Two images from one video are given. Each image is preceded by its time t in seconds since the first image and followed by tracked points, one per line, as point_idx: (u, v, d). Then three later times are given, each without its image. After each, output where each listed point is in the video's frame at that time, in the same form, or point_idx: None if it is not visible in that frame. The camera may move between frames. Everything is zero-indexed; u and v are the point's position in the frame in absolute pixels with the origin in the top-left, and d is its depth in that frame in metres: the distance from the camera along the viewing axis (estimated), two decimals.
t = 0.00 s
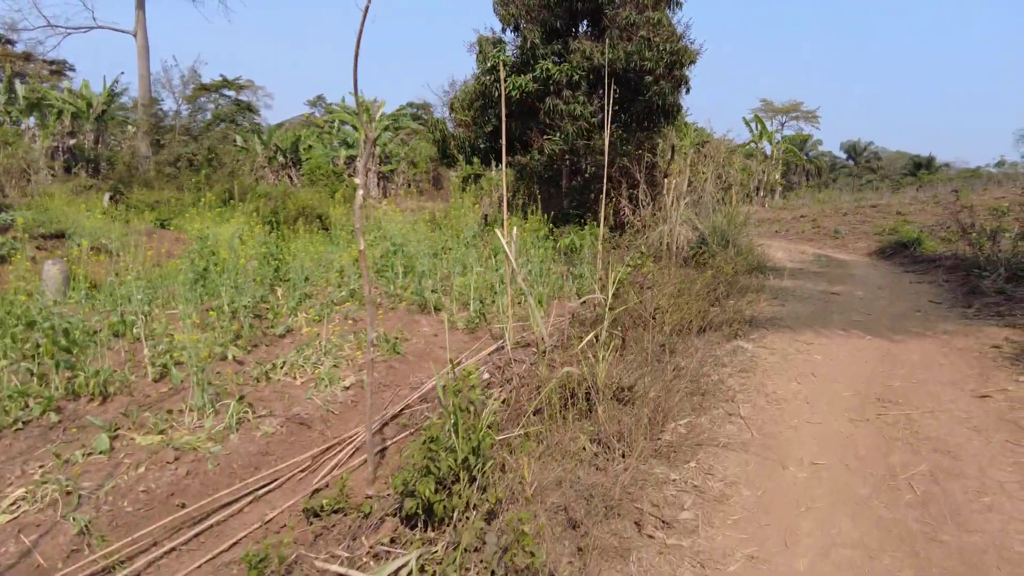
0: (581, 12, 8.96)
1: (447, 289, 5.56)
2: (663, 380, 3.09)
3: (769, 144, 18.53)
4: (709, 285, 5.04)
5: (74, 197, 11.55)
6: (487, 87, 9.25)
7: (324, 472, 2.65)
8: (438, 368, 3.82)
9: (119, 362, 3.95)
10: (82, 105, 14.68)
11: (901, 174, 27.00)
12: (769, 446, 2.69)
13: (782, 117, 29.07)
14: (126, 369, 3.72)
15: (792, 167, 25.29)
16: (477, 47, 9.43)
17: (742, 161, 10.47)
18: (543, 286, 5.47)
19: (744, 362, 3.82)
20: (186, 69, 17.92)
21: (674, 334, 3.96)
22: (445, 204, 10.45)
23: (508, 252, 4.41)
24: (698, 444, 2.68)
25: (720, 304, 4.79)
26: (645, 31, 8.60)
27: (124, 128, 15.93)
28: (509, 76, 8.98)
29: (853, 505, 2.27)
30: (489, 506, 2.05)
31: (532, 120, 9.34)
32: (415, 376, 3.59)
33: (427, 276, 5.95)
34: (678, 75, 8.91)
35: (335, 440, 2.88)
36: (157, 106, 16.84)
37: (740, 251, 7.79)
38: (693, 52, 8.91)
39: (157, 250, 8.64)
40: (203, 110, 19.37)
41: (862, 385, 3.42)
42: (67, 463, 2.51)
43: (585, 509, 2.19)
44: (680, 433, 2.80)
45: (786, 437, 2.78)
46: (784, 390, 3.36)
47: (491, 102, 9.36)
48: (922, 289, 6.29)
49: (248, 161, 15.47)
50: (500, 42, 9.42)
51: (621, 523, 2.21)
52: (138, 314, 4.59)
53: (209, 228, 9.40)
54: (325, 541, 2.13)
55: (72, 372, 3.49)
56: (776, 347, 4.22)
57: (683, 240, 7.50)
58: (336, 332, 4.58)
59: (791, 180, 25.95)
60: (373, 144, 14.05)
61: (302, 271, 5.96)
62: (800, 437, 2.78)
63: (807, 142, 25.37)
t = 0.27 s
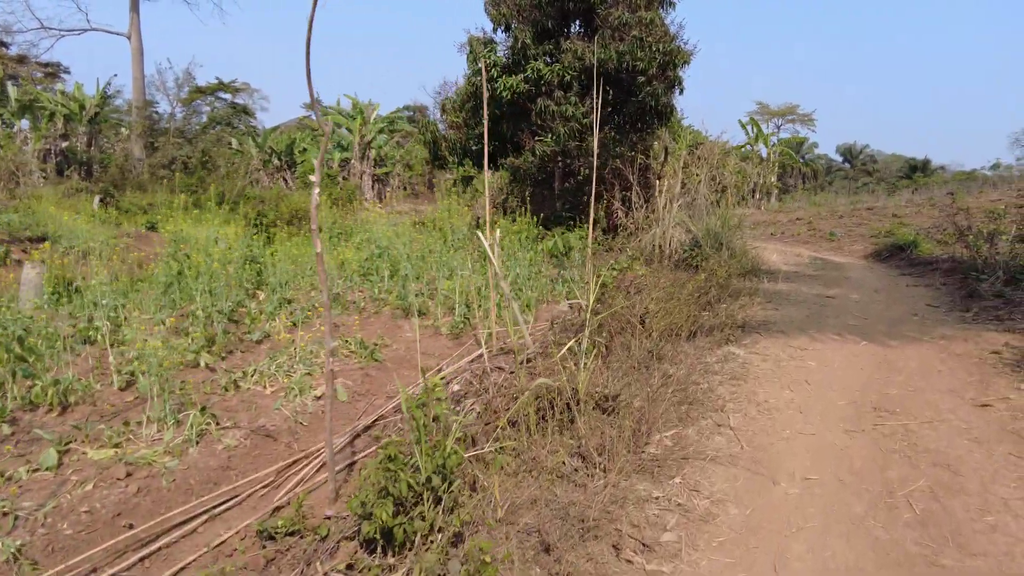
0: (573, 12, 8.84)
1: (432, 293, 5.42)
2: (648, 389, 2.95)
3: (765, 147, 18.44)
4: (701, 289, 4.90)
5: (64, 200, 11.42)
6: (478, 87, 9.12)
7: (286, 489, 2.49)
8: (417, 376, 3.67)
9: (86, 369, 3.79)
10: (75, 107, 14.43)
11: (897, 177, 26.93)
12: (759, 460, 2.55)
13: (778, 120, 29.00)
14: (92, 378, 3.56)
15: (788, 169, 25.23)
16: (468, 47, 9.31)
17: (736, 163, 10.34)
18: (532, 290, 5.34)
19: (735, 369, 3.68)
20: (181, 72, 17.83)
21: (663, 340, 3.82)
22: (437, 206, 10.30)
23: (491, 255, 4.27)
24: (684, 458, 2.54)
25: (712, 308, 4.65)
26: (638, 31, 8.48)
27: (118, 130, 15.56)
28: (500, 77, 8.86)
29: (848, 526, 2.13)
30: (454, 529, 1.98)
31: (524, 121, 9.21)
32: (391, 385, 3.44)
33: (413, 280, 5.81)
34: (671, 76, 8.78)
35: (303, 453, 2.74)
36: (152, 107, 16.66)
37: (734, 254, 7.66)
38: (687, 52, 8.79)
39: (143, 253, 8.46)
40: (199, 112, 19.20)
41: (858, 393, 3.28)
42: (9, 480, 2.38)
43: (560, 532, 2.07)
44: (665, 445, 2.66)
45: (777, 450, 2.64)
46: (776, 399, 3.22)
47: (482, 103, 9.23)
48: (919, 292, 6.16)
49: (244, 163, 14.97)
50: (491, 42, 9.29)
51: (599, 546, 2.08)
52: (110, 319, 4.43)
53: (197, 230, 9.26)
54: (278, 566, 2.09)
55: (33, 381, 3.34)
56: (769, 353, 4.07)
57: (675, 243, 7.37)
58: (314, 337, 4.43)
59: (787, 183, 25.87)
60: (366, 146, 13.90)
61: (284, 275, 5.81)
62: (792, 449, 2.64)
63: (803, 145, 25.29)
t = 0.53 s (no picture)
0: (562, 8, 8.67)
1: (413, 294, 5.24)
2: (633, 396, 2.78)
3: (758, 148, 18.32)
4: (691, 290, 4.73)
5: (47, 198, 11.21)
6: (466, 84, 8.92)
7: (239, 506, 2.31)
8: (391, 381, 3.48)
9: (41, 375, 3.58)
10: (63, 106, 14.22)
11: (889, 179, 26.90)
12: (750, 474, 2.39)
13: (770, 121, 28.89)
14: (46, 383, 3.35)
15: (781, 170, 25.16)
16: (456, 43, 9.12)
17: (729, 163, 10.17)
18: (517, 293, 5.15)
19: (725, 374, 3.50)
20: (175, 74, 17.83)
21: (650, 342, 3.64)
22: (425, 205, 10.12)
23: (471, 255, 4.08)
24: (670, 472, 2.39)
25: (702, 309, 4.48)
26: (628, 27, 8.32)
27: (106, 130, 15.31)
28: (488, 74, 8.69)
29: (845, 550, 1.97)
30: (413, 554, 1.83)
31: (513, 119, 9.01)
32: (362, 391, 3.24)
33: (395, 281, 5.62)
34: (662, 73, 8.61)
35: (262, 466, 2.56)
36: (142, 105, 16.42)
37: (725, 254, 7.49)
38: (678, 49, 8.62)
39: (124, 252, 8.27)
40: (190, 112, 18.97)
41: (854, 400, 3.11)
42: None
43: (531, 560, 1.91)
44: (649, 458, 2.50)
45: (769, 463, 2.47)
46: (768, 405, 3.05)
47: (470, 100, 9.04)
48: (914, 293, 6.01)
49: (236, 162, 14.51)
50: (479, 38, 9.11)
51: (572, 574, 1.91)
52: (72, 321, 4.22)
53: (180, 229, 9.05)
54: None
55: None
56: (760, 356, 3.90)
57: (666, 243, 7.20)
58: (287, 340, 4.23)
59: (780, 184, 25.78)
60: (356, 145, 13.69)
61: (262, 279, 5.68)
62: (785, 462, 2.47)
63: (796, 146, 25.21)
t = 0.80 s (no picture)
0: (552, 6, 8.49)
1: (396, 299, 5.07)
2: (619, 411, 2.64)
3: (750, 149, 18.22)
4: (682, 295, 4.57)
5: (29, 196, 10.97)
6: (453, 83, 8.74)
7: (189, 536, 2.13)
8: (366, 395, 3.30)
9: None
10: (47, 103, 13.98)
11: (880, 179, 26.90)
12: (741, 500, 2.28)
13: (762, 121, 28.83)
14: None
15: (773, 171, 25.11)
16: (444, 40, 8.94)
17: (721, 163, 10.04)
18: (502, 298, 4.98)
19: (717, 386, 3.34)
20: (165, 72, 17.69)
21: (639, 352, 3.49)
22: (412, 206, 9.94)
23: (452, 260, 3.90)
24: (656, 499, 2.27)
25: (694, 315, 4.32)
26: (619, 25, 8.16)
27: (93, 128, 15.09)
28: (476, 72, 8.51)
29: None
30: None
31: (502, 118, 8.83)
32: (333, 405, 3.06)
33: (378, 286, 5.43)
34: (653, 73, 8.45)
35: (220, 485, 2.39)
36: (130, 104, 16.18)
37: (717, 257, 7.35)
38: (669, 48, 8.47)
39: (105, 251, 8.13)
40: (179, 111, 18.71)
41: (851, 414, 2.96)
42: None
43: None
44: (635, 481, 2.37)
45: (762, 488, 2.34)
46: (761, 420, 2.90)
47: (458, 99, 8.86)
48: (909, 299, 5.87)
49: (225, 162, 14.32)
50: (467, 36, 8.93)
51: None
52: (34, 329, 4.02)
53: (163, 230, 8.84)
54: None
55: None
56: (753, 366, 3.75)
57: (657, 245, 7.05)
58: (260, 350, 4.04)
59: (772, 184, 25.72)
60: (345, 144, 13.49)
61: (240, 283, 5.53)
62: (778, 488, 2.34)
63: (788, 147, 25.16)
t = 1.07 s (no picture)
0: (545, 2, 8.36)
1: (381, 300, 4.94)
2: (607, 419, 2.52)
3: (745, 150, 18.13)
4: (675, 297, 4.44)
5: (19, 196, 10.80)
6: (445, 81, 8.60)
7: (144, 557, 1.99)
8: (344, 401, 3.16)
9: None
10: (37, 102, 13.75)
11: (874, 181, 26.87)
12: (734, 516, 2.16)
13: (757, 123, 28.77)
14: None
15: (768, 172, 25.06)
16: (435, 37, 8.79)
17: (716, 164, 9.93)
18: (491, 300, 4.85)
19: (709, 392, 3.21)
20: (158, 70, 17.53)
21: (629, 357, 3.36)
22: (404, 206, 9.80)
23: (435, 260, 3.76)
24: (643, 515, 2.15)
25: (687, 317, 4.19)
26: (612, 23, 8.03)
27: (84, 126, 14.92)
28: (468, 70, 8.37)
29: None
30: None
31: (493, 117, 8.67)
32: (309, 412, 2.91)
33: (364, 288, 5.28)
34: (647, 71, 8.33)
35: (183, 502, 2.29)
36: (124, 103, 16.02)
37: (711, 258, 7.22)
38: (664, 46, 8.34)
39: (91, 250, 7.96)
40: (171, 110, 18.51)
41: (849, 423, 2.84)
42: None
43: None
44: (621, 495, 2.25)
45: (756, 503, 2.23)
46: (756, 428, 2.78)
47: (450, 97, 8.71)
48: (906, 301, 5.76)
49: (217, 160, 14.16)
50: (459, 33, 8.79)
51: None
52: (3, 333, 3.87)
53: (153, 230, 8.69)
54: None
55: None
56: (747, 371, 3.62)
57: (651, 246, 6.92)
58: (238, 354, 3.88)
59: (767, 185, 25.64)
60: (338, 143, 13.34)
61: (223, 285, 5.38)
62: (774, 502, 2.23)
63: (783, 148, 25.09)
